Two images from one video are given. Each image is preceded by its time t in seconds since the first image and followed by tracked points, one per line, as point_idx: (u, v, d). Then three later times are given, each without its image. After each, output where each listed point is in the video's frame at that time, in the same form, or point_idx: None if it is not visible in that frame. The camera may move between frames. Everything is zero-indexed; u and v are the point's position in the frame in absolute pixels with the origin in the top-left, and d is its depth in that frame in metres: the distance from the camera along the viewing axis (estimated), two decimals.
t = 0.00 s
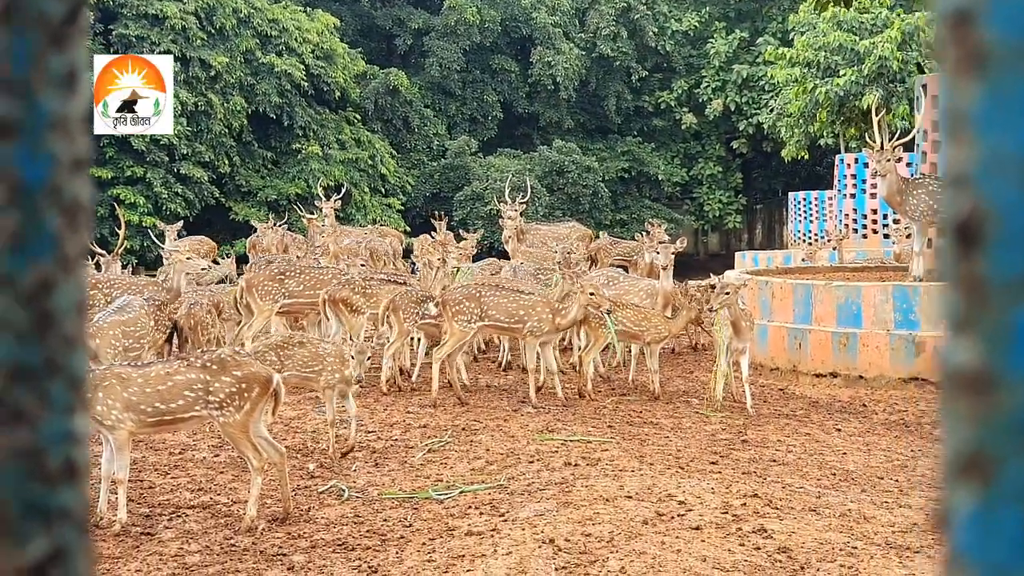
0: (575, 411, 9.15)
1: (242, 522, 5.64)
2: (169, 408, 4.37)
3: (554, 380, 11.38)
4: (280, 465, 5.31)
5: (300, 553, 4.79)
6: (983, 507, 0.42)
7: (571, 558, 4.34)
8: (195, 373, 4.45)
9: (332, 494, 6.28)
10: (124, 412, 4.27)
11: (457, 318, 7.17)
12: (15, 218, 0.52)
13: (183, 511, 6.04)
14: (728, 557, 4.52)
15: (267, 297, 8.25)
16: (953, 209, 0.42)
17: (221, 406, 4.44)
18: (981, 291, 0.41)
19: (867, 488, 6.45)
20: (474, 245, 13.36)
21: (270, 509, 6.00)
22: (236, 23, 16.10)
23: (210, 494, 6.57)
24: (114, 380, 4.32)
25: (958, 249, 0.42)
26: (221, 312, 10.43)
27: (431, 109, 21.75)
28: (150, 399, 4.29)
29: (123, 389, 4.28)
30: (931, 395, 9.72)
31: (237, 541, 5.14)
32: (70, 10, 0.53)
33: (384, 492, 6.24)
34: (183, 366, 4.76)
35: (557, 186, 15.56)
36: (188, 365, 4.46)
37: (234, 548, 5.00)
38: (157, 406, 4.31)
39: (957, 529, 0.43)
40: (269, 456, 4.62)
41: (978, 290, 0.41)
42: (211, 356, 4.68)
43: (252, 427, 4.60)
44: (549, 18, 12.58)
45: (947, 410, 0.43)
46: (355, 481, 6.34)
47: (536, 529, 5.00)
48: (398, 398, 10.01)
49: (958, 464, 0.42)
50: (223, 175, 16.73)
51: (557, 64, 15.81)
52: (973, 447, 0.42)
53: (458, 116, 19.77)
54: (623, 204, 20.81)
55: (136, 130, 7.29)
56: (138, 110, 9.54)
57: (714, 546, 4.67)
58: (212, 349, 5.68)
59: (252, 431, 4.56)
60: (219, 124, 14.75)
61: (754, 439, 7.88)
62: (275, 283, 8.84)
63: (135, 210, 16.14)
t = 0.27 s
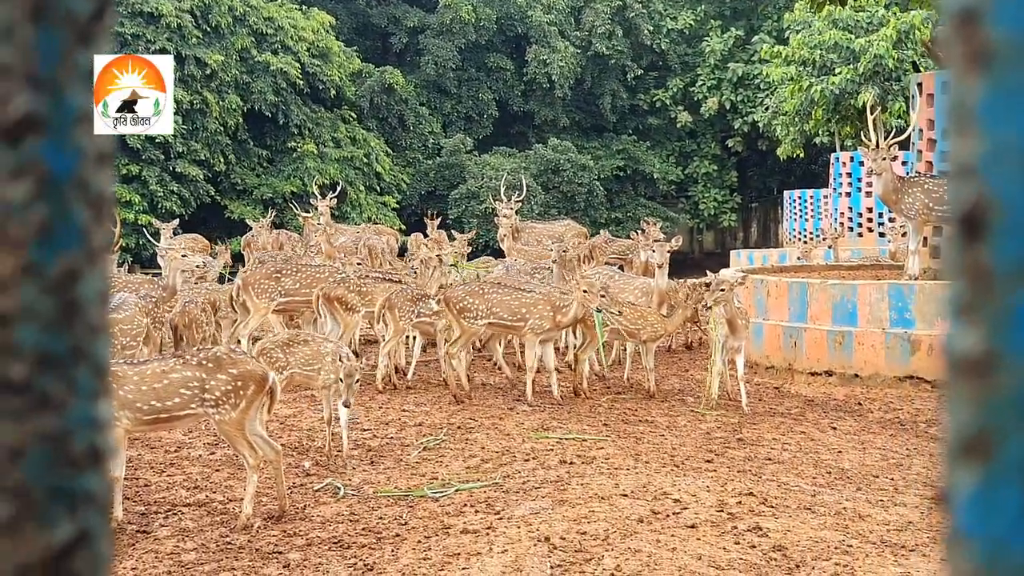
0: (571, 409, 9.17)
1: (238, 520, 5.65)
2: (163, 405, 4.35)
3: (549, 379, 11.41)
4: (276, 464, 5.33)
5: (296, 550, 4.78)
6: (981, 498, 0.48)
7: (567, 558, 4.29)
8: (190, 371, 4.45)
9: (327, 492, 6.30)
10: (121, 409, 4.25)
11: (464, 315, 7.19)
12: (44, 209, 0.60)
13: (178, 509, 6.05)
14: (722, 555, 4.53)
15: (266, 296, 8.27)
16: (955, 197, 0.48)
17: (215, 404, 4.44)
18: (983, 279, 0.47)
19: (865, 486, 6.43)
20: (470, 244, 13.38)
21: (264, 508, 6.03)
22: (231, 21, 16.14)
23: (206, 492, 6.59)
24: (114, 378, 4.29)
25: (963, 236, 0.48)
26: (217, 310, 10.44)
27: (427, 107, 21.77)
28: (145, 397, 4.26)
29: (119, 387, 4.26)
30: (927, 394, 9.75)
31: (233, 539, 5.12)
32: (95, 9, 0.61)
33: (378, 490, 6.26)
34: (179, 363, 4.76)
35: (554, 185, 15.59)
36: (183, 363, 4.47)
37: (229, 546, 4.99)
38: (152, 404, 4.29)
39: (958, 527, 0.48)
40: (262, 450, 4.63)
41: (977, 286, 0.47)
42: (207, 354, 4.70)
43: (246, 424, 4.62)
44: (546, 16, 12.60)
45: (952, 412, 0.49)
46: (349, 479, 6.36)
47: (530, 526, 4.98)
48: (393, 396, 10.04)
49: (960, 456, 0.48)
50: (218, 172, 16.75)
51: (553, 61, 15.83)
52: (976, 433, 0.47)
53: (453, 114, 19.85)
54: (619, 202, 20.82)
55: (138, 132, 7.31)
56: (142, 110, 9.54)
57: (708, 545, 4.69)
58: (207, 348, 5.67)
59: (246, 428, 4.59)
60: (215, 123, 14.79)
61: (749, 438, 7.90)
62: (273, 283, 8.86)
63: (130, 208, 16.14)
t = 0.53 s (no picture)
0: (569, 407, 9.26)
1: (238, 517, 5.73)
2: (163, 404, 4.43)
3: (547, 378, 11.50)
4: (277, 462, 5.43)
5: (296, 549, 4.93)
6: (916, 445, 0.60)
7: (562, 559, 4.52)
8: (189, 370, 4.53)
9: (326, 490, 6.39)
10: (120, 408, 4.34)
11: (468, 313, 7.26)
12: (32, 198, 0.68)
13: (178, 507, 6.14)
14: (721, 555, 4.65)
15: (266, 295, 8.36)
16: (891, 185, 0.60)
17: (214, 403, 4.52)
18: (914, 259, 0.59)
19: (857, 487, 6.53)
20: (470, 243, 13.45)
21: (264, 505, 6.12)
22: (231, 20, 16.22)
23: (205, 490, 6.68)
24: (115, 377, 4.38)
25: (897, 220, 0.60)
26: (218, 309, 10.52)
27: (426, 106, 21.85)
28: (144, 395, 4.34)
29: (118, 386, 4.34)
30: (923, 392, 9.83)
31: (232, 537, 5.22)
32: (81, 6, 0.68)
33: (378, 488, 6.35)
34: (180, 361, 4.84)
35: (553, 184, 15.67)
36: (183, 363, 4.55)
37: (228, 544, 5.10)
38: (152, 402, 4.37)
39: (890, 469, 0.61)
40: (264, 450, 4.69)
41: (915, 272, 0.58)
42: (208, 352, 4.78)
43: (247, 423, 4.69)
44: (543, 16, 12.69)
45: (887, 377, 0.61)
46: (349, 477, 6.46)
47: (525, 527, 5.11)
48: (393, 394, 10.13)
49: (896, 411, 0.60)
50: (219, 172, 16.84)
51: (552, 60, 15.91)
52: (906, 394, 0.59)
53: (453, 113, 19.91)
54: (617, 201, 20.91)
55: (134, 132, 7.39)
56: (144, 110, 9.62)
57: (709, 543, 4.82)
58: (209, 347, 5.76)
59: (247, 428, 4.67)
60: (215, 122, 14.87)
61: (747, 436, 7.99)
62: (274, 282, 8.95)
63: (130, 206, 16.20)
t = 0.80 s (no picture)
0: (568, 406, 9.38)
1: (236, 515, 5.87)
2: (160, 401, 4.55)
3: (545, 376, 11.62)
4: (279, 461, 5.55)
5: (294, 546, 5.09)
6: (751, 380, 0.76)
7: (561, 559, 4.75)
8: (188, 367, 4.61)
9: (325, 488, 6.52)
10: (116, 406, 4.47)
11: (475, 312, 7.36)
12: None
13: (177, 505, 6.27)
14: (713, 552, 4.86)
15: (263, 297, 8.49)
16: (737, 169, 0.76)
17: (212, 400, 4.59)
18: (752, 219, 0.76)
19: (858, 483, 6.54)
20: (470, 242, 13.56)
21: (263, 502, 6.26)
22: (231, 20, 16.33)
23: (204, 489, 6.81)
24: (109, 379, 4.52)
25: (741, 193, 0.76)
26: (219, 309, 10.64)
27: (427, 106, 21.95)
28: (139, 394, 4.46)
29: (114, 385, 4.47)
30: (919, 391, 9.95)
31: (231, 535, 5.36)
32: None
33: (377, 486, 6.48)
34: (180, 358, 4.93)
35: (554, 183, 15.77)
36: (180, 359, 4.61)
37: (227, 541, 5.25)
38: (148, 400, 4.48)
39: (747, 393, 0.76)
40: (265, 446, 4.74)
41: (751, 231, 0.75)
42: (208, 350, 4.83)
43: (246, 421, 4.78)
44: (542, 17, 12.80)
45: (735, 327, 0.78)
46: (348, 475, 6.61)
47: (525, 527, 5.30)
48: (394, 393, 10.25)
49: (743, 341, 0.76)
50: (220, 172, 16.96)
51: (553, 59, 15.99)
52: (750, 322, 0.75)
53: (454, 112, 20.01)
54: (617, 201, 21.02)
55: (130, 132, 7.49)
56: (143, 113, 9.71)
57: (702, 541, 5.03)
58: (208, 347, 5.87)
59: (246, 426, 4.76)
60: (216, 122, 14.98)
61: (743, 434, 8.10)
62: (274, 283, 9.07)
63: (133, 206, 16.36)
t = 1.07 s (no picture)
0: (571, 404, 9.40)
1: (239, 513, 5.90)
2: (166, 402, 4.40)
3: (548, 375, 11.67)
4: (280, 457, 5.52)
5: (297, 544, 5.12)
6: (576, 397, 0.69)
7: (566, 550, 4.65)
8: (192, 366, 4.46)
9: (326, 486, 6.55)
10: (121, 405, 4.39)
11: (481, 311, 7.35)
12: None
13: (179, 502, 6.33)
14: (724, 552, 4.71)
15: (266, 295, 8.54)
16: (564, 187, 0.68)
17: (217, 400, 4.47)
18: (575, 240, 0.68)
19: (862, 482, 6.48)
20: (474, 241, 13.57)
21: (263, 499, 6.32)
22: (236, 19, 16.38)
23: (207, 486, 6.88)
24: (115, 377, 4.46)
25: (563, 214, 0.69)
26: (224, 307, 10.69)
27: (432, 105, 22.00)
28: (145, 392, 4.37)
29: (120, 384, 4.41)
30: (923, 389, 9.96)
31: (233, 533, 5.40)
32: None
33: (378, 485, 6.51)
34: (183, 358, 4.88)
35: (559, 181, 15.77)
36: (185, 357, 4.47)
37: (230, 539, 5.28)
38: (151, 401, 4.38)
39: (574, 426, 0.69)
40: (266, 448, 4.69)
41: (566, 260, 0.68)
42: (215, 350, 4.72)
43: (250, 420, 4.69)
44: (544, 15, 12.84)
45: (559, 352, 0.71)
46: (348, 472, 6.62)
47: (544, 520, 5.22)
48: (397, 391, 10.30)
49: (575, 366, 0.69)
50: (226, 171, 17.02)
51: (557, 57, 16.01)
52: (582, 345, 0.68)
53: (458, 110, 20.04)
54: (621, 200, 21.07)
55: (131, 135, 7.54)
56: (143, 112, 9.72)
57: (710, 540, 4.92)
58: (210, 345, 5.90)
59: (249, 424, 4.68)
60: (220, 121, 15.04)
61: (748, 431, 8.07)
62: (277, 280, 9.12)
63: (136, 204, 16.35)
